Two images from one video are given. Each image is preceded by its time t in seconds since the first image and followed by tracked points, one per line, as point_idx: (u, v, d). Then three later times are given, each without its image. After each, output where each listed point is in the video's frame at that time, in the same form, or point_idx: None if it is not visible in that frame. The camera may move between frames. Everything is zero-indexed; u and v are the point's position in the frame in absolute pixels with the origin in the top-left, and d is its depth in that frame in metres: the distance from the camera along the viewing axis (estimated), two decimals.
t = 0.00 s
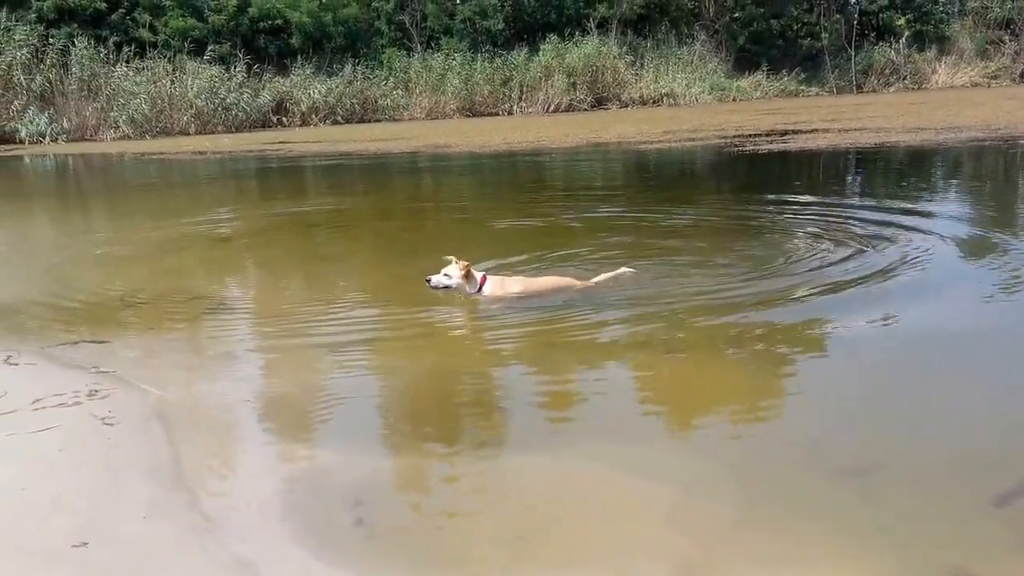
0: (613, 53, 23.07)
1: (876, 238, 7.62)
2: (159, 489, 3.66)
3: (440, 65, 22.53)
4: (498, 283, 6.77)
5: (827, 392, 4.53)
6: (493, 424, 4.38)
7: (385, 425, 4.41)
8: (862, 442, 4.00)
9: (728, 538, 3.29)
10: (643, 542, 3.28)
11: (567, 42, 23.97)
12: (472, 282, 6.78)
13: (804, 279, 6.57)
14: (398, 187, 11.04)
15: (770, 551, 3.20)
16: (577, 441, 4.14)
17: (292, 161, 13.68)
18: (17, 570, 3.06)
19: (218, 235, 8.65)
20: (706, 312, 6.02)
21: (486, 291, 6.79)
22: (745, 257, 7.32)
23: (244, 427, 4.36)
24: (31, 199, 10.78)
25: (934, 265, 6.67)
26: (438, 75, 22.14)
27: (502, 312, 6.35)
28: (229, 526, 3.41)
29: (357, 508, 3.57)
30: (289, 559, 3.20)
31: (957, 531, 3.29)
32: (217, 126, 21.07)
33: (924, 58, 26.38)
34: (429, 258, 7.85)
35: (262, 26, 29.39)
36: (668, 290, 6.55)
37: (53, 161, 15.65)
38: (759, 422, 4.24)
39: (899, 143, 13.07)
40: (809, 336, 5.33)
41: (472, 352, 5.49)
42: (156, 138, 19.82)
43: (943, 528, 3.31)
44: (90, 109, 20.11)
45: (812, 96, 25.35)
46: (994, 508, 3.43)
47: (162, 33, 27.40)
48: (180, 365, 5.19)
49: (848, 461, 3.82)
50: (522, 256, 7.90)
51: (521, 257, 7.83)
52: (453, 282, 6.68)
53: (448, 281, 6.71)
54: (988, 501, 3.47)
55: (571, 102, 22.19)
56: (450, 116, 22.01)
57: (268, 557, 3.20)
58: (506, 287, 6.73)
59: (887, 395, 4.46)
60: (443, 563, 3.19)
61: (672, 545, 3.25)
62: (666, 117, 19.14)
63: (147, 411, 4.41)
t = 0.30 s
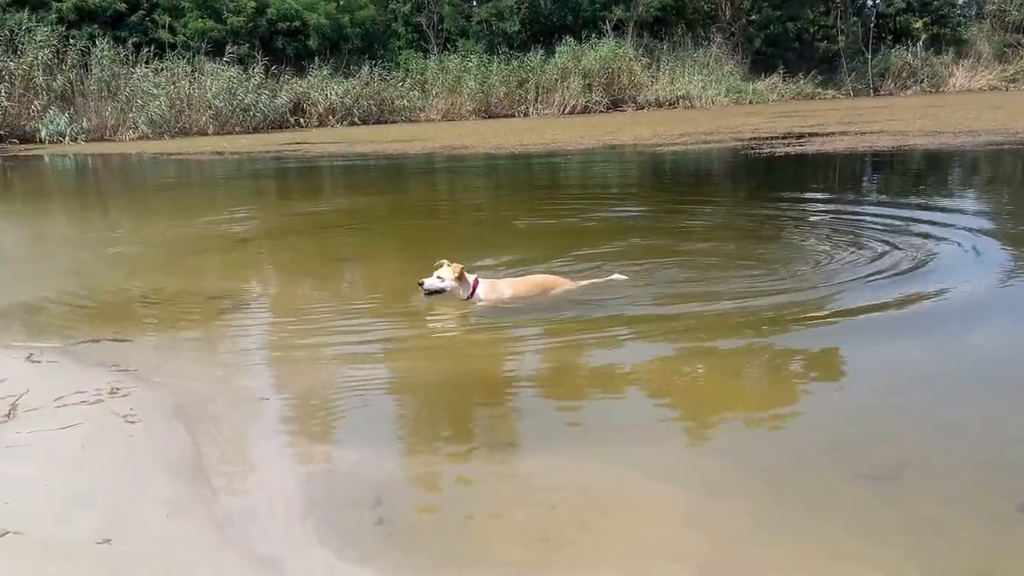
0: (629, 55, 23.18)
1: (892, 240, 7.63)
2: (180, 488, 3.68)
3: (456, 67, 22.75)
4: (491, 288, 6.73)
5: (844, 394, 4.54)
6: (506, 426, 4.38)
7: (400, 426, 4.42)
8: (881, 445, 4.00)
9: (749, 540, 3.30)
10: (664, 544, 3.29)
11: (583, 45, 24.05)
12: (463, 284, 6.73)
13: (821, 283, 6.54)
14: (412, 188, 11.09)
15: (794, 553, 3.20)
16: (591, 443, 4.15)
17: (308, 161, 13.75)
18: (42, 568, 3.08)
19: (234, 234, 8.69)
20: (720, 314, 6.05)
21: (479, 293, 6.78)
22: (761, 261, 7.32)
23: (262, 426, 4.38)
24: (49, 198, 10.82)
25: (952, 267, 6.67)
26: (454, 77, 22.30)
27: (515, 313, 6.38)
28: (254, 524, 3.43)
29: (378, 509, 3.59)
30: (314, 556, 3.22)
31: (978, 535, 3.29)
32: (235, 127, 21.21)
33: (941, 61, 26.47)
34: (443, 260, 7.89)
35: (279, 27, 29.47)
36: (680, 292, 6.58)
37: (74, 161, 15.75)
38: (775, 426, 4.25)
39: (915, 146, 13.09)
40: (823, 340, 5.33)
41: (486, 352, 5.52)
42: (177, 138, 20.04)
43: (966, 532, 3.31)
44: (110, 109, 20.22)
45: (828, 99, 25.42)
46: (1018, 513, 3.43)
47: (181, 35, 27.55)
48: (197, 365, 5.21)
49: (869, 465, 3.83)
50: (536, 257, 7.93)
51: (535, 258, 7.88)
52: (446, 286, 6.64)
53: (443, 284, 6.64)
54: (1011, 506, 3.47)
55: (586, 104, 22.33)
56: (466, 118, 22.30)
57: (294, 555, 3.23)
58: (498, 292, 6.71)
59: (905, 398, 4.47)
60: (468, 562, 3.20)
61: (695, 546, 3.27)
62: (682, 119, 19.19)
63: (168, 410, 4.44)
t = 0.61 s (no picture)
0: (645, 56, 23.41)
1: (910, 242, 7.62)
2: (202, 485, 3.68)
3: (472, 67, 23.00)
4: (474, 287, 6.66)
5: (864, 399, 4.52)
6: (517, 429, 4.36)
7: (415, 428, 4.40)
8: (903, 447, 3.97)
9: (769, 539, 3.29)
10: (685, 542, 3.28)
11: (599, 47, 24.20)
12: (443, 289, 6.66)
13: (841, 288, 6.48)
14: (428, 188, 11.10)
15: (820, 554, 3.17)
16: (611, 446, 4.13)
17: (325, 161, 13.78)
18: (66, 561, 3.08)
19: (250, 234, 8.71)
20: (737, 317, 6.03)
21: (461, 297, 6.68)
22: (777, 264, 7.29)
23: (282, 424, 4.37)
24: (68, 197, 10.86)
25: (970, 270, 6.65)
26: (470, 78, 22.46)
27: (531, 313, 6.36)
28: (276, 522, 3.43)
29: (398, 510, 3.57)
30: (335, 555, 3.22)
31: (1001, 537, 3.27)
32: (253, 127, 21.44)
33: (961, 63, 26.51)
34: (460, 262, 7.89)
35: (296, 28, 29.68)
36: (696, 294, 6.57)
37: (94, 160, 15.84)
38: (795, 430, 4.22)
39: (935, 148, 13.09)
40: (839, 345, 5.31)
41: (501, 353, 5.51)
42: (195, 138, 20.35)
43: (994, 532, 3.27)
44: (130, 109, 20.56)
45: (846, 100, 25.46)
46: None
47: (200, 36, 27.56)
48: (215, 363, 5.21)
49: (890, 467, 3.80)
50: (552, 258, 7.92)
51: (551, 258, 7.88)
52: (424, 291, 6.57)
53: (420, 290, 6.56)
54: None
55: (601, 104, 22.62)
56: (482, 118, 22.48)
57: (316, 552, 3.23)
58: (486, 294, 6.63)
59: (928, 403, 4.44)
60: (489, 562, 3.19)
61: (716, 545, 3.26)
62: (699, 120, 19.22)
63: (190, 407, 4.45)
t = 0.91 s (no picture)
0: (662, 56, 23.58)
1: (929, 243, 7.61)
2: (223, 482, 3.67)
3: (489, 68, 23.24)
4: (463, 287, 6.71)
5: (882, 396, 4.45)
6: (530, 423, 4.34)
7: (429, 423, 4.39)
8: (926, 441, 3.90)
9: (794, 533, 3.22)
10: (709, 536, 3.23)
11: (616, 47, 24.40)
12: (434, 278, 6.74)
13: (857, 290, 6.44)
14: (443, 188, 11.12)
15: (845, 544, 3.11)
16: (627, 439, 4.10)
17: (342, 161, 13.83)
18: (90, 558, 3.07)
19: (266, 233, 8.72)
20: (752, 314, 6.01)
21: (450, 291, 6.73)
22: (794, 266, 7.26)
23: (299, 421, 4.36)
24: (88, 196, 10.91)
25: (991, 271, 6.62)
26: (487, 78, 22.77)
27: (546, 310, 6.36)
28: (293, 522, 3.38)
29: (415, 507, 3.53)
30: (352, 554, 3.16)
31: None
32: (270, 127, 21.57)
33: (983, 64, 26.51)
34: (475, 262, 7.90)
35: (314, 29, 29.77)
36: (709, 294, 6.56)
37: (115, 159, 15.88)
38: (811, 423, 4.17)
39: (955, 149, 13.10)
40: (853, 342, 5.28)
41: (516, 351, 5.50)
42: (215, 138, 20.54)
43: None
44: (150, 109, 20.71)
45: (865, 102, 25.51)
46: None
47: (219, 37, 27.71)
48: (231, 361, 5.21)
49: (915, 461, 3.73)
50: (567, 257, 7.92)
51: (567, 258, 7.90)
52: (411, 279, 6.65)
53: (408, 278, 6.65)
54: None
55: (618, 105, 22.80)
56: (497, 119, 22.73)
57: (335, 552, 3.18)
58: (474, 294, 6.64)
59: (943, 396, 4.39)
60: (510, 558, 3.14)
61: (740, 539, 3.20)
62: (717, 121, 19.27)
63: (212, 404, 4.46)
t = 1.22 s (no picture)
0: (679, 57, 23.68)
1: (949, 246, 7.58)
2: (244, 481, 3.63)
3: (506, 70, 23.37)
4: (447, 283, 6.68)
5: (909, 398, 4.38)
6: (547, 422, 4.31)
7: (446, 419, 4.37)
8: (956, 442, 3.81)
9: (825, 528, 3.14)
10: (737, 530, 3.15)
11: (632, 48, 24.46)
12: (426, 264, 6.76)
13: (876, 293, 6.38)
14: (459, 188, 11.11)
15: (878, 540, 3.04)
16: (648, 437, 4.06)
17: (360, 161, 13.85)
18: (111, 555, 3.02)
19: (284, 232, 8.71)
20: (772, 317, 5.98)
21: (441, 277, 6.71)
22: (812, 268, 7.24)
23: (318, 419, 4.34)
24: (106, 195, 10.94)
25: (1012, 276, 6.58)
26: (504, 80, 22.91)
27: (564, 311, 6.32)
28: (313, 519, 3.32)
29: (436, 503, 3.46)
30: (374, 550, 3.09)
31: None
32: (289, 128, 21.63)
33: (1005, 65, 26.43)
34: (493, 263, 7.88)
35: (332, 30, 29.83)
36: (727, 296, 6.53)
37: (135, 160, 15.85)
38: (833, 424, 4.10)
39: (975, 151, 13.07)
40: (870, 343, 5.24)
41: (534, 351, 5.46)
42: (235, 138, 20.62)
43: None
44: (170, 109, 20.79)
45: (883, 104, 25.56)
46: None
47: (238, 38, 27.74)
48: (250, 361, 5.19)
49: (947, 461, 3.64)
50: (585, 258, 7.89)
51: (585, 258, 7.88)
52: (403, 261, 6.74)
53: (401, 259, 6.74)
54: None
55: (635, 106, 22.81)
56: (513, 120, 22.90)
57: (356, 548, 3.11)
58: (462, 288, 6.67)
59: (966, 399, 4.33)
60: (535, 552, 3.06)
61: (770, 533, 3.12)
62: (735, 122, 19.27)
63: (233, 402, 4.46)
